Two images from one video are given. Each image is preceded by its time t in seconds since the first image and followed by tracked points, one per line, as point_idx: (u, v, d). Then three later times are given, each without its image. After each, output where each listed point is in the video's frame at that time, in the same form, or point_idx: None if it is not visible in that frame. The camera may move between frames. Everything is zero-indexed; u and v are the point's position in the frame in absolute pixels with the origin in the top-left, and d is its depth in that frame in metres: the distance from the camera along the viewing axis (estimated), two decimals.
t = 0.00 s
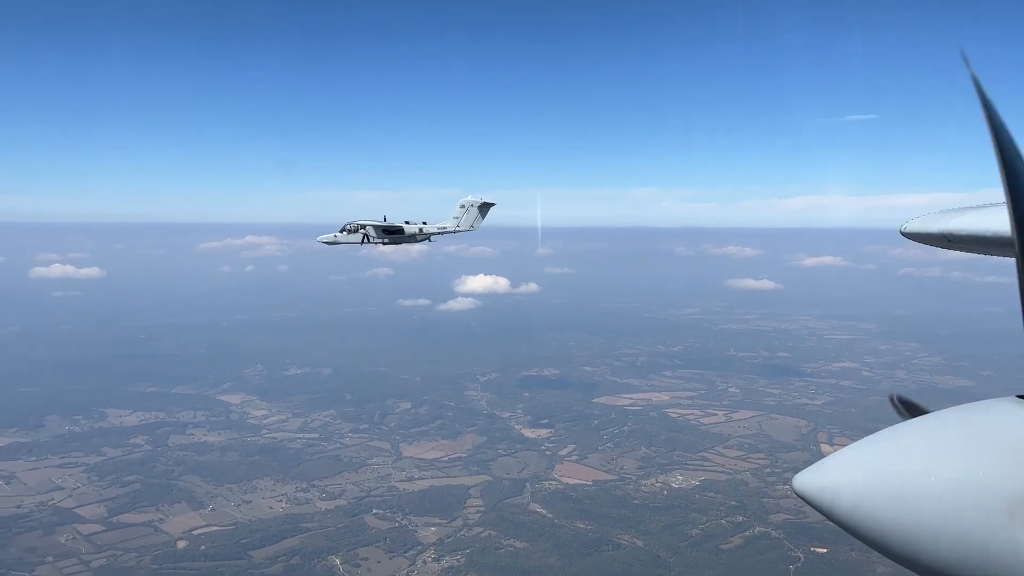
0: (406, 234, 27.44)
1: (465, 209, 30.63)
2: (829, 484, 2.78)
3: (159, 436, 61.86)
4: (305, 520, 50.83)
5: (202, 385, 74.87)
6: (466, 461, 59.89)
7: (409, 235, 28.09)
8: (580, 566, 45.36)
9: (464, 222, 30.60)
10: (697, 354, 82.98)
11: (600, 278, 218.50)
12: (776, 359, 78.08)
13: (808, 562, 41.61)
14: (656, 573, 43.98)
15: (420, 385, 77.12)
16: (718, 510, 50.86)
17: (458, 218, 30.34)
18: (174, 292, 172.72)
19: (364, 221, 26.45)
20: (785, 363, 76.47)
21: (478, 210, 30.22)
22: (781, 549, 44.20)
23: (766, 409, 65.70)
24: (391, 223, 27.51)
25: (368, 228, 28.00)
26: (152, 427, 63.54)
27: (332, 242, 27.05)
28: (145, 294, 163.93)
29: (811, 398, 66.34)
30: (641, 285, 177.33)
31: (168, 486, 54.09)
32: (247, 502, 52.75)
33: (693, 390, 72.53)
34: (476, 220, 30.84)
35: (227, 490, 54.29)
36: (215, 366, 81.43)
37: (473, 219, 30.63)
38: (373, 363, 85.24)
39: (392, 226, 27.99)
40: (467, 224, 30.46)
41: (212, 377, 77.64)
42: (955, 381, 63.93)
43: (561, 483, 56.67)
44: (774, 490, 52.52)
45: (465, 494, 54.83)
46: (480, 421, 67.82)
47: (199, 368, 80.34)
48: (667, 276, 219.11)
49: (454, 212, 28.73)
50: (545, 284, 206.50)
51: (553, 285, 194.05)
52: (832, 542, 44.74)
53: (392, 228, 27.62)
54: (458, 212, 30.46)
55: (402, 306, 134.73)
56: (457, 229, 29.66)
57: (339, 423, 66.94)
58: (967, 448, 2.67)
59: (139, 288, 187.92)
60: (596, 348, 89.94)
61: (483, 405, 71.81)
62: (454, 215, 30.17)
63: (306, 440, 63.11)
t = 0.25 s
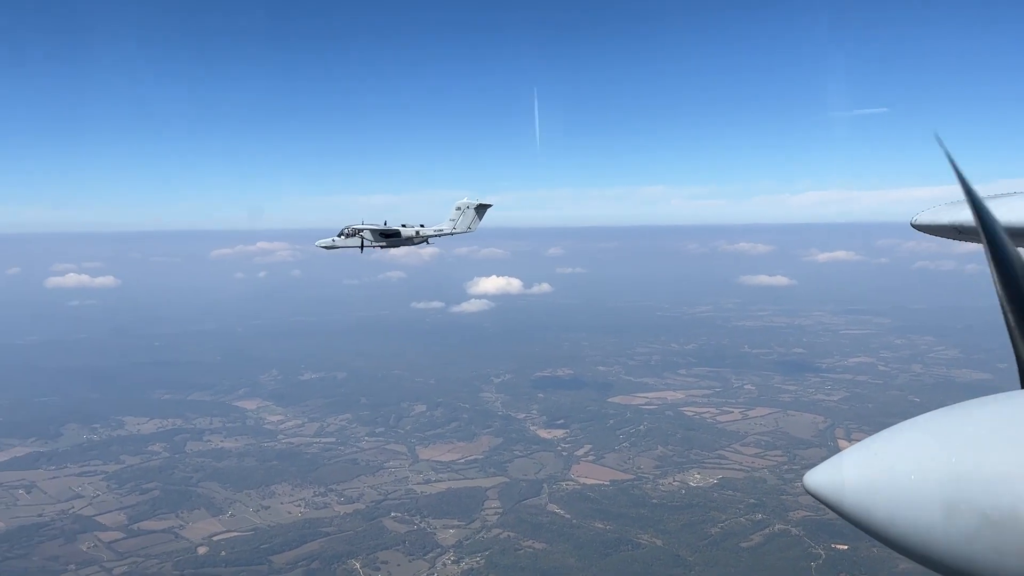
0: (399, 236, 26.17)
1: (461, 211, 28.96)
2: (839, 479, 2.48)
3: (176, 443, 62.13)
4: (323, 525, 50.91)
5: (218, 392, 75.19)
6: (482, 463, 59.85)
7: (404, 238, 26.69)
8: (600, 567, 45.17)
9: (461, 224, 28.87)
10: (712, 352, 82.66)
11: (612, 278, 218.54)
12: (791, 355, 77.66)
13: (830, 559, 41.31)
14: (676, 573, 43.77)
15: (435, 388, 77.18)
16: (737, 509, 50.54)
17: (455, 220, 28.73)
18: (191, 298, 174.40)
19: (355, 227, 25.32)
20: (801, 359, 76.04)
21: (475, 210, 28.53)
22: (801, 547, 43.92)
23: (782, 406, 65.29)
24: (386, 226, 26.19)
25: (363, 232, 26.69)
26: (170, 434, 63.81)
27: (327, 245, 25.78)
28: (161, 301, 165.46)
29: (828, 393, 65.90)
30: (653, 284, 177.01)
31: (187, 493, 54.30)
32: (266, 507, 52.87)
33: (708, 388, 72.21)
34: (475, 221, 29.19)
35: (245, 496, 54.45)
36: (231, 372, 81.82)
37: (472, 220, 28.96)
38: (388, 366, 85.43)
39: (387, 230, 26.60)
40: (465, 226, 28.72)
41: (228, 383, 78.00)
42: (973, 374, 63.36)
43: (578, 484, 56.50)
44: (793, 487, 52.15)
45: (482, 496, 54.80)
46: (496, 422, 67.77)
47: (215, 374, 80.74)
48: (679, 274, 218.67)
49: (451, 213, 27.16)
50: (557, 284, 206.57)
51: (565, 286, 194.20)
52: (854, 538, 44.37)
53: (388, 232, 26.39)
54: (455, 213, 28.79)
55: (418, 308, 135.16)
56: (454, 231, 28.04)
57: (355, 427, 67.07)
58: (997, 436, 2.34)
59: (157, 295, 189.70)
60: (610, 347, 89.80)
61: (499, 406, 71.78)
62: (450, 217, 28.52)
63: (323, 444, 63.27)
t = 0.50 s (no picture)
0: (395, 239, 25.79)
1: (456, 213, 28.60)
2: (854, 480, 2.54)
3: (195, 450, 62.42)
4: (344, 529, 50.99)
5: (235, 398, 75.50)
6: (500, 465, 59.83)
7: (398, 242, 26.34)
8: (622, 566, 44.98)
9: (456, 226, 28.47)
10: (727, 348, 82.31)
11: (624, 276, 217.77)
12: (807, 350, 77.23)
13: (853, 555, 41.00)
14: (698, 571, 43.52)
15: (451, 390, 77.20)
16: (757, 505, 50.24)
17: (449, 223, 28.30)
18: (206, 306, 175.50)
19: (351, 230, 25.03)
20: (816, 354, 75.60)
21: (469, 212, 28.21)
22: (823, 543, 43.60)
23: (799, 402, 64.89)
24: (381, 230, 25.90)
25: (358, 237, 26.37)
26: (189, 441, 64.15)
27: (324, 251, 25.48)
28: (177, 309, 166.57)
29: (845, 388, 65.48)
30: (666, 282, 176.43)
31: (207, 499, 54.52)
32: (286, 512, 53.01)
33: (724, 385, 71.89)
34: (469, 223, 28.85)
35: (265, 501, 54.63)
36: (247, 378, 82.15)
37: (466, 222, 28.60)
38: (403, 369, 85.55)
39: (382, 234, 26.27)
40: (459, 229, 28.38)
41: (244, 389, 78.32)
42: (992, 366, 62.80)
43: (597, 483, 56.32)
44: (814, 483, 51.78)
45: (501, 497, 54.76)
46: (512, 423, 67.70)
47: (231, 381, 81.08)
48: (690, 271, 217.68)
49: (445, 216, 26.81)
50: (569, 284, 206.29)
51: (577, 285, 193.87)
52: (876, 534, 44.01)
53: (382, 236, 26.06)
54: (449, 216, 28.42)
55: (432, 311, 135.27)
56: (449, 233, 27.67)
57: (372, 431, 67.21)
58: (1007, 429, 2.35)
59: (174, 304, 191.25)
60: (624, 346, 89.60)
61: (514, 407, 71.73)
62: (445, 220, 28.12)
63: (341, 449, 63.42)
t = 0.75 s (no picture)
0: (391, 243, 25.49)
1: (449, 216, 28.38)
2: (867, 475, 2.93)
3: (209, 456, 62.55)
4: (359, 532, 50.95)
5: (247, 403, 75.57)
6: (514, 466, 59.74)
7: (392, 245, 26.08)
8: (639, 566, 44.81)
9: (449, 229, 28.21)
10: (738, 345, 82.07)
11: (631, 275, 217.32)
12: (819, 346, 76.95)
13: (872, 551, 40.77)
14: (716, 569, 43.32)
15: (463, 392, 77.11)
16: (773, 503, 50.02)
17: (443, 226, 28.03)
18: (215, 312, 175.83)
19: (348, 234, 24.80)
20: (828, 349, 75.32)
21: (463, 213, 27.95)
22: (841, 539, 43.37)
23: (813, 398, 64.62)
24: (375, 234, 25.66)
25: (353, 242, 26.12)
26: (202, 447, 64.26)
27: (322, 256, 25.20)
28: (187, 316, 166.96)
29: (858, 383, 65.19)
30: (674, 280, 175.88)
31: (222, 505, 54.59)
32: (301, 517, 53.02)
33: (736, 382, 71.69)
34: (463, 225, 28.60)
35: (281, 506, 54.67)
36: (258, 383, 82.25)
37: (460, 224, 28.35)
38: (414, 372, 85.50)
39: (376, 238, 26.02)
40: (454, 231, 28.10)
41: (257, 394, 78.42)
42: (1006, 359, 62.42)
43: (612, 483, 56.17)
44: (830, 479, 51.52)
45: (516, 498, 54.66)
46: (525, 424, 67.62)
47: (242, 386, 81.18)
48: (698, 269, 217.05)
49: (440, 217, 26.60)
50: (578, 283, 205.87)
51: (585, 285, 193.40)
52: (894, 530, 43.72)
53: (377, 239, 25.81)
54: (443, 218, 28.20)
55: (442, 313, 135.07)
56: (444, 236, 27.42)
57: (385, 434, 67.24)
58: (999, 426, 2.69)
59: (183, 310, 191.70)
60: (635, 345, 89.40)
61: (526, 408, 71.65)
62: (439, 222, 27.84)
63: (355, 452, 63.46)
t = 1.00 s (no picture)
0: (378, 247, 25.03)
1: (439, 219, 27.77)
2: (870, 470, 2.89)
3: (221, 461, 62.70)
4: (374, 535, 50.97)
5: (258, 408, 75.72)
6: (526, 467, 59.70)
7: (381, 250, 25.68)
8: (654, 566, 44.69)
9: (439, 233, 27.64)
10: (748, 343, 81.87)
11: (639, 275, 217.08)
12: (829, 343, 76.73)
13: (889, 548, 40.58)
14: (732, 568, 43.17)
15: (473, 394, 77.11)
16: (788, 500, 49.84)
17: (432, 230, 27.52)
18: (224, 317, 176.37)
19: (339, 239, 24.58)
20: (839, 346, 75.10)
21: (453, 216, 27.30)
22: (858, 536, 43.14)
23: (824, 394, 64.40)
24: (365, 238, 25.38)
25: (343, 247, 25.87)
26: (214, 453, 64.40)
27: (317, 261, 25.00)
28: (196, 322, 167.56)
29: (870, 379, 64.96)
30: (681, 279, 175.59)
31: (236, 510, 54.70)
32: (315, 521, 53.07)
33: (747, 380, 71.54)
34: (454, 228, 27.91)
35: (294, 510, 54.74)
36: (269, 388, 82.41)
37: (451, 227, 27.68)
38: (424, 374, 85.54)
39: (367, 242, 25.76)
40: (444, 234, 27.48)
41: (267, 399, 78.57)
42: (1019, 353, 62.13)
43: (625, 483, 56.08)
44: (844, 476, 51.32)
45: (529, 499, 54.57)
46: (536, 425, 67.57)
47: (253, 391, 81.34)
48: (705, 267, 216.63)
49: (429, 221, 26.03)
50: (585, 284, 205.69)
51: (593, 285, 193.23)
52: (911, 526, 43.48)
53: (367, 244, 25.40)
54: (433, 221, 27.58)
55: (450, 315, 135.14)
56: (433, 239, 26.86)
57: (397, 436, 67.30)
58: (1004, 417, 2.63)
59: (193, 316, 192.53)
60: (644, 345, 89.29)
61: (537, 409, 71.61)
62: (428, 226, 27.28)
63: (367, 455, 63.52)
